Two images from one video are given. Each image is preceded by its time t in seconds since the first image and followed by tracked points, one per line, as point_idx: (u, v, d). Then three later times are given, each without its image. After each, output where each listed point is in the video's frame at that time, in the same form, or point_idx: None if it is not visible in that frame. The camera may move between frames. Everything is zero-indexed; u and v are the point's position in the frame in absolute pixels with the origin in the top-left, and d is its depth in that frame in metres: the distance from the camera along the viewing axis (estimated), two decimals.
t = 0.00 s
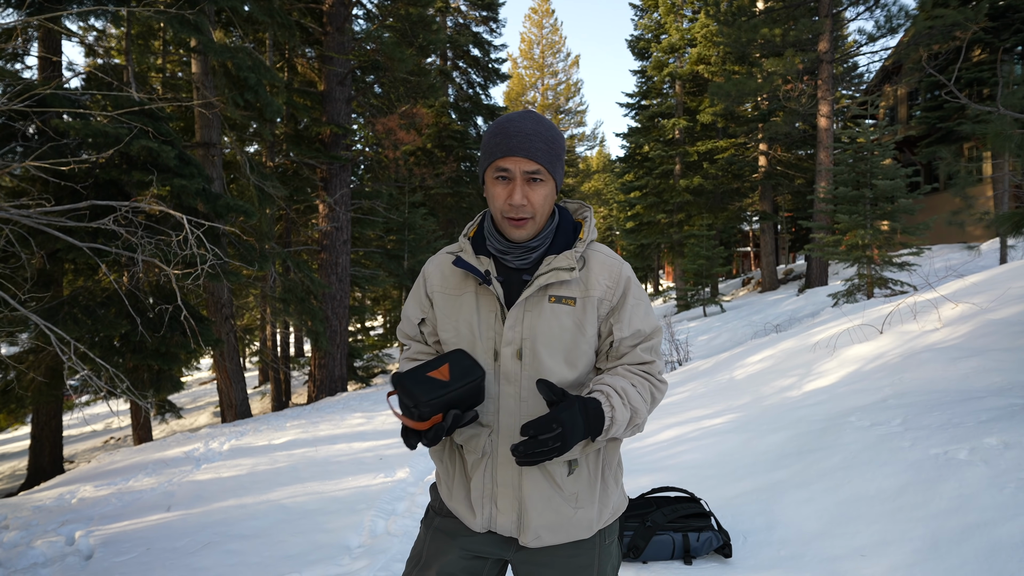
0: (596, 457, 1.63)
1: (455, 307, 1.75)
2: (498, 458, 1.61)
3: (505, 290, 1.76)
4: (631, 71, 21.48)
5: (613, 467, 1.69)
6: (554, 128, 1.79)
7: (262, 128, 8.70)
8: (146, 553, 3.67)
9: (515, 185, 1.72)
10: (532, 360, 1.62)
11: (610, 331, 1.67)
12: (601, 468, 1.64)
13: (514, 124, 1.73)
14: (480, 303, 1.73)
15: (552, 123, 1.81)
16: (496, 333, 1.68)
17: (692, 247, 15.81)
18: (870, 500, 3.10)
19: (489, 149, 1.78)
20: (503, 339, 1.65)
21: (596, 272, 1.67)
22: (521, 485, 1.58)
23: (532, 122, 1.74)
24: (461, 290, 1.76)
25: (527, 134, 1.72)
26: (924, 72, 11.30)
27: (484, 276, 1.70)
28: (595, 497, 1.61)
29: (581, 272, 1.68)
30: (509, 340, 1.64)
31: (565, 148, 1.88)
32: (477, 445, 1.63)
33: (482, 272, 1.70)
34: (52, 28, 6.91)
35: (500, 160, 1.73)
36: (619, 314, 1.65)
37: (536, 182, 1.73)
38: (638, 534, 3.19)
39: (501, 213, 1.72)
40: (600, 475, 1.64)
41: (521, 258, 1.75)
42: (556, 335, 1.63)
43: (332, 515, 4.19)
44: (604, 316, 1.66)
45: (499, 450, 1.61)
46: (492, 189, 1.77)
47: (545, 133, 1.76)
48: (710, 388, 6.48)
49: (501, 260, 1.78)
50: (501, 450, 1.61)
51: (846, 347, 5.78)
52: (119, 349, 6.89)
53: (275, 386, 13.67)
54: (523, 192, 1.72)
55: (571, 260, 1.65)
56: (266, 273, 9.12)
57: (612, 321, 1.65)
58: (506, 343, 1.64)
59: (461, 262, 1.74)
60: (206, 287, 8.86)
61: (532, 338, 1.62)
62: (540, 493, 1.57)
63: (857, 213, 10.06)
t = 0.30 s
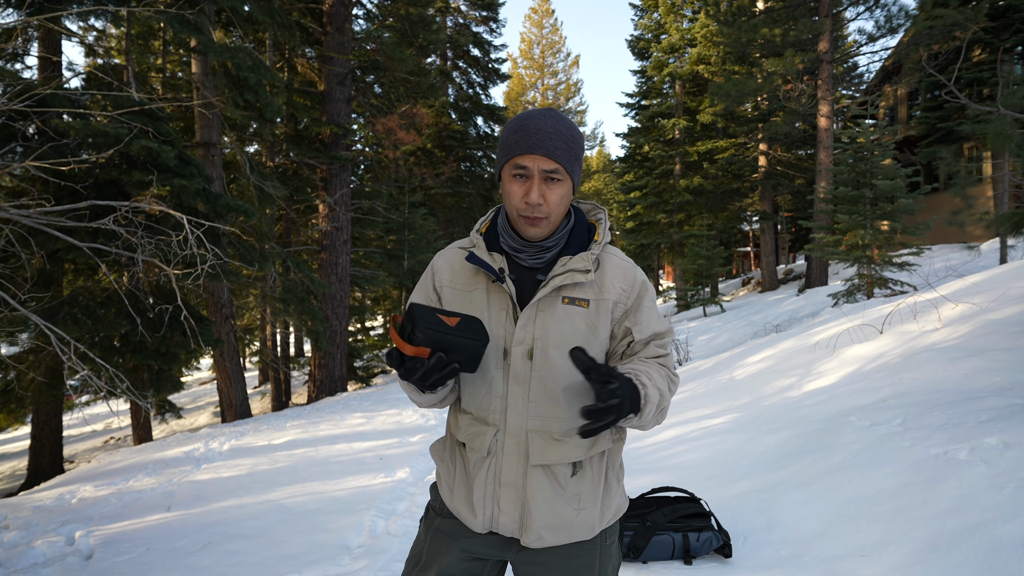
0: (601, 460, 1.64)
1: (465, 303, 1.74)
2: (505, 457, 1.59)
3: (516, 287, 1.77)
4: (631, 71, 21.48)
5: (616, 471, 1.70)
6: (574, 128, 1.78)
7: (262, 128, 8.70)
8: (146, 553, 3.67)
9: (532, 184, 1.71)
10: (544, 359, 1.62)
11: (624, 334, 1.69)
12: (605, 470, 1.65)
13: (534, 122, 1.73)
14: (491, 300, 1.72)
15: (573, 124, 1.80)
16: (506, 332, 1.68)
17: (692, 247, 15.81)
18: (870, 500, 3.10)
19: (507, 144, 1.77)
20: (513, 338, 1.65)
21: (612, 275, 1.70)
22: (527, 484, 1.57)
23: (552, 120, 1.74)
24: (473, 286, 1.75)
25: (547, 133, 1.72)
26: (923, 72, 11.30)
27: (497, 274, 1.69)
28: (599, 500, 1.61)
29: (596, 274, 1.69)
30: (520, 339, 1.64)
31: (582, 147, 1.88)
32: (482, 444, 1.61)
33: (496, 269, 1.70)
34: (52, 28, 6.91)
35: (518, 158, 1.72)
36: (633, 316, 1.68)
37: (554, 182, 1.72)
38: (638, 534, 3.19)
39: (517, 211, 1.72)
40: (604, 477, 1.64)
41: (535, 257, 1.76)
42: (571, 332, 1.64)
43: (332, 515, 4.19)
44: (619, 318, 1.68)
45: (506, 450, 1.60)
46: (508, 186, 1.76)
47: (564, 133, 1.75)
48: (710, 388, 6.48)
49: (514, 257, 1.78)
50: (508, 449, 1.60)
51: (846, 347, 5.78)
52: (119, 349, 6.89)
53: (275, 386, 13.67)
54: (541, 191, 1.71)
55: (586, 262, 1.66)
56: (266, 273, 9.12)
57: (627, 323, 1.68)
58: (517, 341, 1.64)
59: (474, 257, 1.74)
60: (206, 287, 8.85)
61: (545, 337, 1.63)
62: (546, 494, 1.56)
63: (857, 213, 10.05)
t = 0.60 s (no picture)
0: (601, 463, 1.64)
1: (464, 305, 1.74)
2: (505, 461, 1.59)
3: (516, 288, 1.77)
4: (631, 71, 21.49)
5: (617, 473, 1.71)
6: (575, 125, 1.79)
7: (262, 128, 8.69)
8: (146, 553, 3.67)
9: (533, 180, 1.72)
10: (544, 362, 1.62)
11: (627, 335, 1.69)
12: (605, 474, 1.65)
13: (534, 117, 1.74)
14: (491, 302, 1.71)
15: (574, 121, 1.81)
16: (507, 334, 1.68)
17: (692, 247, 15.81)
18: (870, 500, 3.10)
19: (508, 140, 1.78)
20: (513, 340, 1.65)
21: (614, 276, 1.70)
22: (527, 489, 1.56)
23: (552, 116, 1.75)
24: (472, 287, 1.75)
25: (548, 128, 1.73)
26: (923, 72, 11.30)
27: (498, 275, 1.69)
28: (598, 504, 1.61)
29: (598, 274, 1.69)
30: (521, 341, 1.64)
31: (583, 145, 1.89)
32: (481, 448, 1.60)
33: (496, 270, 1.69)
34: (52, 28, 6.91)
35: (519, 153, 1.73)
36: (637, 317, 1.68)
37: (555, 178, 1.73)
38: (637, 534, 3.20)
39: (518, 208, 1.72)
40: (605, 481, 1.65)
41: (535, 257, 1.75)
42: (573, 335, 1.64)
43: (332, 515, 4.19)
44: (622, 319, 1.68)
45: (506, 454, 1.59)
46: (508, 182, 1.76)
47: (565, 129, 1.76)
48: (710, 388, 6.48)
49: (513, 257, 1.77)
50: (509, 453, 1.59)
51: (846, 347, 5.78)
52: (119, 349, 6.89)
53: (275, 386, 13.67)
54: (541, 187, 1.71)
55: (589, 261, 1.66)
56: (266, 273, 9.12)
57: (630, 325, 1.68)
58: (517, 344, 1.64)
59: (472, 258, 1.73)
60: (206, 287, 8.85)
61: (545, 341, 1.63)
62: (547, 498, 1.56)
63: (857, 213, 10.05)
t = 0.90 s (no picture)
0: (580, 471, 1.63)
1: (436, 310, 1.70)
2: (482, 473, 1.56)
3: (491, 292, 1.73)
4: (631, 71, 21.50)
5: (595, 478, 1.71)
6: (546, 117, 1.77)
7: (262, 128, 8.69)
8: (146, 553, 3.66)
9: (505, 175, 1.70)
10: (521, 369, 1.59)
11: (604, 339, 1.68)
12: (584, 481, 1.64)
13: (505, 108, 1.71)
14: (464, 306, 1.68)
15: (547, 112, 1.79)
16: (482, 341, 1.65)
17: (692, 247, 15.83)
18: (870, 500, 3.10)
19: (478, 134, 1.74)
20: (488, 347, 1.62)
21: (590, 277, 1.68)
22: (505, 501, 1.54)
23: (523, 107, 1.72)
24: (443, 292, 1.71)
25: (519, 120, 1.70)
26: (923, 72, 11.30)
27: (469, 279, 1.65)
28: (578, 512, 1.60)
29: (573, 275, 1.67)
30: (496, 349, 1.61)
31: (556, 138, 1.87)
32: (458, 459, 1.57)
33: (468, 275, 1.65)
34: (52, 28, 6.91)
35: (490, 147, 1.70)
36: (613, 320, 1.67)
37: (528, 172, 1.70)
38: (638, 534, 3.19)
39: (489, 205, 1.69)
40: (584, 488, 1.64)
41: (507, 258, 1.73)
42: (550, 341, 1.62)
43: (332, 515, 4.19)
44: (599, 322, 1.67)
45: (483, 465, 1.57)
46: (479, 178, 1.73)
47: (536, 121, 1.74)
48: (710, 388, 6.47)
49: (486, 259, 1.75)
50: (486, 464, 1.57)
51: (846, 347, 5.78)
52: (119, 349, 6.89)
53: (275, 386, 13.67)
54: (513, 182, 1.69)
55: (563, 262, 1.64)
56: (265, 273, 9.12)
57: (606, 328, 1.67)
58: (493, 351, 1.61)
59: (443, 262, 1.69)
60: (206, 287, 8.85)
61: (521, 348, 1.60)
62: (526, 510, 1.54)
63: (857, 213, 10.05)
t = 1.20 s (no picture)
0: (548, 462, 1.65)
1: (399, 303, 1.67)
2: (449, 472, 1.55)
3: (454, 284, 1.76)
4: (631, 71, 21.50)
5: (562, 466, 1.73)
6: (506, 99, 1.74)
7: (262, 128, 8.69)
8: (146, 553, 3.66)
9: (464, 161, 1.66)
10: (486, 365, 1.58)
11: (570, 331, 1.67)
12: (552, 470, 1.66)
13: (463, 90, 1.67)
14: (428, 298, 1.66)
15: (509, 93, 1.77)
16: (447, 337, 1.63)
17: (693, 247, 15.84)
18: (870, 500, 3.10)
19: (435, 118, 1.71)
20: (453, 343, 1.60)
21: (555, 266, 1.68)
22: (473, 498, 1.54)
23: (481, 89, 1.69)
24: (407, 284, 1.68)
25: (477, 103, 1.67)
26: (924, 72, 11.30)
27: (432, 271, 1.63)
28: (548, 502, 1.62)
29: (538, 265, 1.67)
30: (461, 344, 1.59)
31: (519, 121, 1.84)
32: (424, 460, 1.55)
33: (431, 266, 1.63)
34: (52, 28, 6.91)
35: (448, 132, 1.67)
36: (579, 312, 1.66)
37: (489, 157, 1.68)
38: (637, 534, 3.19)
39: (449, 192, 1.66)
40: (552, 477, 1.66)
41: (471, 248, 1.73)
42: (516, 335, 1.61)
43: (332, 515, 4.18)
44: (565, 314, 1.66)
45: (449, 464, 1.55)
46: (437, 164, 1.70)
47: (496, 104, 1.71)
48: (710, 388, 6.47)
49: (449, 249, 1.74)
50: (453, 463, 1.55)
51: (846, 347, 5.78)
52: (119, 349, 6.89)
53: (275, 386, 13.67)
54: (473, 167, 1.66)
55: (528, 251, 1.63)
56: (265, 273, 9.12)
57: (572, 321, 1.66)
58: (458, 347, 1.59)
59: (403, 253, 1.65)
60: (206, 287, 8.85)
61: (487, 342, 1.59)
62: (496, 505, 1.54)
63: (857, 213, 10.06)
